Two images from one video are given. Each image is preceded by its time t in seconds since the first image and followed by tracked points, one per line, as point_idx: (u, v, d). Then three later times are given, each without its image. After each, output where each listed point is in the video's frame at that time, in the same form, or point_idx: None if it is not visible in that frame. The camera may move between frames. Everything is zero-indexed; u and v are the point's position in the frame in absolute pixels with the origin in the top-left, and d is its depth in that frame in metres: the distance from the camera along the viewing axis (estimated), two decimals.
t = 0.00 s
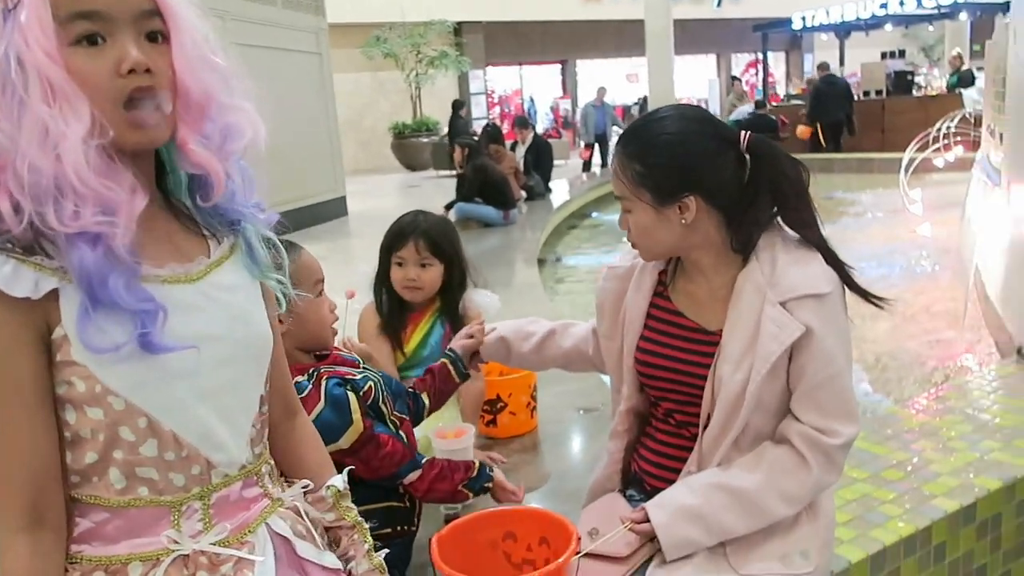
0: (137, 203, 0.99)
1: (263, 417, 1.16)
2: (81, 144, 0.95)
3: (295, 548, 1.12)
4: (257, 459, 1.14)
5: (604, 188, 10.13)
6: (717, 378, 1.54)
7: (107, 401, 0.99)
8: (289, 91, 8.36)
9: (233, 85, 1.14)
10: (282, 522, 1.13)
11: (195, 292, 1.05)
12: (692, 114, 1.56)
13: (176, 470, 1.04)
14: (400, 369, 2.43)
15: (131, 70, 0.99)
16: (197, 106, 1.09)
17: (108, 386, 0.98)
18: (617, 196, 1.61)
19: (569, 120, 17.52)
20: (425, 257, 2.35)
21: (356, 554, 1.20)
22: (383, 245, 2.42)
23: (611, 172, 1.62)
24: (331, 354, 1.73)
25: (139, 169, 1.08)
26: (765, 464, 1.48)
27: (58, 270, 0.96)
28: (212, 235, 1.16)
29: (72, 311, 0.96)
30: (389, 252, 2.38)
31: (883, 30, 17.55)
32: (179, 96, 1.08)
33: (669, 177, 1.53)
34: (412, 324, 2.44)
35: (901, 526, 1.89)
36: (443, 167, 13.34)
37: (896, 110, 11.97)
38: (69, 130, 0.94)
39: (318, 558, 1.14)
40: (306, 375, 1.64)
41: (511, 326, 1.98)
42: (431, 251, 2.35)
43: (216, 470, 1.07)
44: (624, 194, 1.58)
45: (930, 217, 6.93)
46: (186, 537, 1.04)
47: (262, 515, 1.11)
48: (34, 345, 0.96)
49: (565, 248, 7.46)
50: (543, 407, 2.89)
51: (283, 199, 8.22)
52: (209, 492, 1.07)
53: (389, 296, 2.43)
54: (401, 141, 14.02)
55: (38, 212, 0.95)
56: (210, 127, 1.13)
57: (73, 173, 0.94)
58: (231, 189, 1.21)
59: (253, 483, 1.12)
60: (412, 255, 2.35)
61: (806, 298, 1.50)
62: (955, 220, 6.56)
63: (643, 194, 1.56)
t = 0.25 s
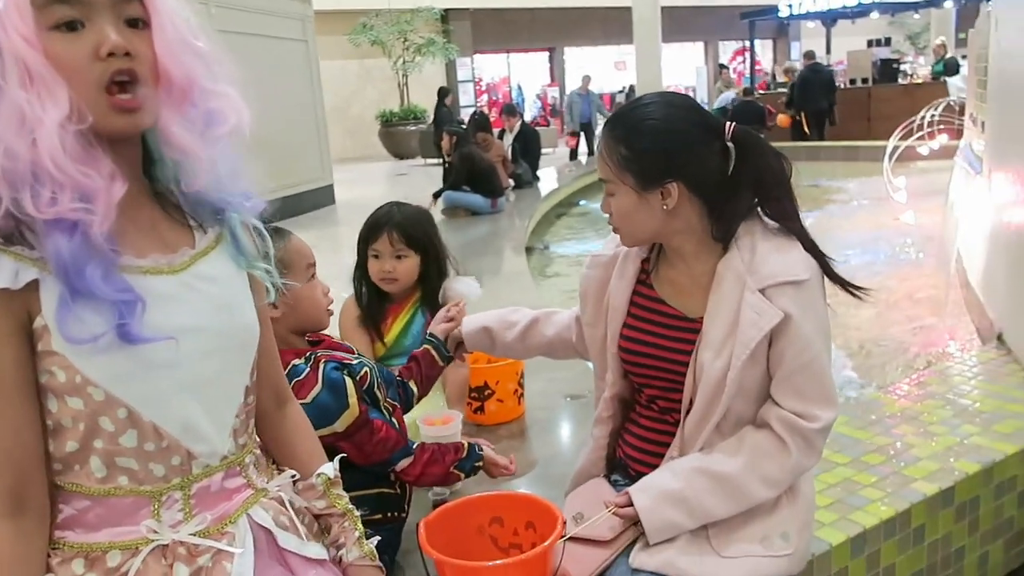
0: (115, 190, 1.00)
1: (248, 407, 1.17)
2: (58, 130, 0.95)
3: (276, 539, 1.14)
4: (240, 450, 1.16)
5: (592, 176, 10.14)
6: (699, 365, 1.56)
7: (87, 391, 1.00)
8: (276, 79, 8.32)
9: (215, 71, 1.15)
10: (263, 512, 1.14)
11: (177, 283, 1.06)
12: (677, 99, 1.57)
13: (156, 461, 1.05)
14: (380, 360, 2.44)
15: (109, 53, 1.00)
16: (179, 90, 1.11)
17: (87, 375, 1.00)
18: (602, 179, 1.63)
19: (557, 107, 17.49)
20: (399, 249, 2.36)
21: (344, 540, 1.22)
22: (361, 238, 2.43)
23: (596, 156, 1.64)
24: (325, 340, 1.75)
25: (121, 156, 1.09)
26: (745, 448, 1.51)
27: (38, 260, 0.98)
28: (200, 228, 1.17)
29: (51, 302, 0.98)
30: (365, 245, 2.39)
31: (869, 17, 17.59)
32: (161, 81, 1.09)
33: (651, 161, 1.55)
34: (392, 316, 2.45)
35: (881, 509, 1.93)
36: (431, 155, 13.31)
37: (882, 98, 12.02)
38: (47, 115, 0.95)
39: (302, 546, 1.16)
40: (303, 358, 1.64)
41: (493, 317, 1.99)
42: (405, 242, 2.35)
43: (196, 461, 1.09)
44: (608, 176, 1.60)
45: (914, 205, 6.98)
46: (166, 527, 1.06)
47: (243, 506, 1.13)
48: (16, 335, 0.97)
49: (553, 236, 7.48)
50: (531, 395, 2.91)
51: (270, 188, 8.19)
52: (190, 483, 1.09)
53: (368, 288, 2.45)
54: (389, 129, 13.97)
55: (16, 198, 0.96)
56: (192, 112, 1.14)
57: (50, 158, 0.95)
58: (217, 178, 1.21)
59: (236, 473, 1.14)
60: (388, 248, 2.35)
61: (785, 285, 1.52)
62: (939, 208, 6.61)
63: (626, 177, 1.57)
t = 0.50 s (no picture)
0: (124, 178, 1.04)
1: (246, 391, 1.21)
2: (70, 119, 0.99)
3: (270, 520, 1.19)
4: (238, 432, 1.20)
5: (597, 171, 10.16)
6: (688, 360, 1.60)
7: (91, 371, 1.04)
8: (283, 68, 8.35)
9: (223, 66, 1.19)
10: (258, 494, 1.19)
11: (181, 272, 1.11)
12: (674, 97, 1.61)
13: (155, 441, 1.10)
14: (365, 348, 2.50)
15: (121, 46, 1.04)
16: (187, 88, 1.14)
17: (92, 356, 1.04)
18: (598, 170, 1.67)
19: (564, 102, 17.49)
20: (371, 241, 2.37)
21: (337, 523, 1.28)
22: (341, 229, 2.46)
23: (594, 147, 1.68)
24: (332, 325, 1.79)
25: (130, 145, 1.13)
26: (732, 443, 1.55)
27: (47, 245, 1.02)
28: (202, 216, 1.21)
29: (60, 285, 1.02)
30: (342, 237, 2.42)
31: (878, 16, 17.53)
32: (170, 73, 1.13)
33: (645, 155, 1.58)
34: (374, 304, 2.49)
35: (868, 505, 1.97)
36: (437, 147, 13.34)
37: (888, 98, 12.01)
38: (60, 105, 0.99)
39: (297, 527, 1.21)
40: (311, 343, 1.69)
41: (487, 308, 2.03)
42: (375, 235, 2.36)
43: (194, 442, 1.13)
44: (603, 167, 1.63)
45: (916, 205, 7.00)
46: (165, 505, 1.11)
47: (240, 486, 1.18)
48: (25, 316, 1.01)
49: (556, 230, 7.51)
50: (529, 387, 2.95)
51: (276, 177, 8.23)
52: (188, 463, 1.13)
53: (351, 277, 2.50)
54: (396, 121, 13.99)
55: (27, 183, 1.00)
56: (200, 105, 1.18)
57: (63, 145, 0.99)
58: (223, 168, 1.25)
59: (232, 456, 1.18)
60: (355, 242, 2.38)
61: (774, 284, 1.56)
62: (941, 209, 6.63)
63: (619, 169, 1.61)
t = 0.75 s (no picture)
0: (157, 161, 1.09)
1: (258, 369, 1.27)
2: (111, 106, 1.04)
3: (277, 492, 1.25)
4: (249, 409, 1.25)
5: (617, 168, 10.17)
6: (690, 358, 1.63)
7: (117, 342, 1.10)
8: (308, 59, 8.43)
9: (248, 61, 1.25)
10: (268, 466, 1.24)
11: (203, 254, 1.16)
12: (686, 96, 1.65)
13: (174, 412, 1.15)
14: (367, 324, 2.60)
15: (157, 40, 1.09)
16: (216, 79, 1.20)
17: (119, 329, 1.09)
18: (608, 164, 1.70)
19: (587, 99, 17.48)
20: (374, 222, 2.46)
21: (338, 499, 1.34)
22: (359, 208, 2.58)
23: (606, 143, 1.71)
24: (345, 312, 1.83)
25: (160, 131, 1.18)
26: (731, 439, 1.58)
27: (81, 223, 1.06)
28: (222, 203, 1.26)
29: (92, 261, 1.07)
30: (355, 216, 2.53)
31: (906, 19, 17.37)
32: (201, 67, 1.18)
33: (655, 150, 1.61)
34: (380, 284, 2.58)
35: (868, 506, 1.99)
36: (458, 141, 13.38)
37: (912, 101, 11.91)
38: (102, 93, 1.04)
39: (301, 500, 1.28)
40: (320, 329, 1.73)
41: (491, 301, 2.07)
42: (377, 216, 2.45)
43: (210, 414, 1.18)
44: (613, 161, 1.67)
45: (935, 211, 6.97)
46: (181, 472, 1.16)
47: (251, 459, 1.23)
48: (57, 288, 1.06)
49: (574, 227, 7.54)
50: (538, 380, 2.99)
51: (298, 168, 8.31)
52: (203, 434, 1.18)
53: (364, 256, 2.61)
54: (419, 114, 14.05)
55: (68, 163, 1.04)
56: (226, 98, 1.23)
57: (103, 129, 1.04)
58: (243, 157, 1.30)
59: (243, 430, 1.24)
60: (363, 218, 2.47)
61: (775, 285, 1.59)
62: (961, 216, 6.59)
63: (630, 163, 1.64)
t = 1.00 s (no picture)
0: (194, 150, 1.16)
1: (285, 336, 1.32)
2: (155, 100, 1.11)
3: (303, 449, 1.30)
4: (274, 371, 1.30)
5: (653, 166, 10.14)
6: (708, 351, 1.66)
7: (160, 305, 1.15)
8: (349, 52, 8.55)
9: (281, 62, 1.30)
10: (295, 425, 1.30)
11: (235, 230, 1.21)
12: (707, 98, 1.67)
13: (209, 370, 1.20)
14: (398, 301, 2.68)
15: (201, 46, 1.16)
16: (251, 85, 1.25)
17: (163, 295, 1.14)
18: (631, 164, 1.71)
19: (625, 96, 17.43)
20: (414, 204, 2.55)
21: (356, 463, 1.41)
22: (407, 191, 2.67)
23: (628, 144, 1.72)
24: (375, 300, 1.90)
25: (199, 123, 1.24)
26: (745, 431, 1.61)
27: (127, 197, 1.12)
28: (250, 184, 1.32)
29: (137, 231, 1.12)
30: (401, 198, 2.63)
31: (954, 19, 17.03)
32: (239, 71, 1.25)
33: (679, 150, 1.64)
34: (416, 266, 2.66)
35: (885, 504, 2.00)
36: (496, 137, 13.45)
37: (956, 103, 11.70)
38: (147, 89, 1.10)
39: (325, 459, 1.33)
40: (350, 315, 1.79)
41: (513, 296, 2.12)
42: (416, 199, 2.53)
43: (242, 375, 1.23)
44: (637, 161, 1.69)
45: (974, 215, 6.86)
46: (217, 426, 1.21)
47: (278, 418, 1.28)
48: (105, 256, 1.11)
49: (607, 224, 7.55)
50: (564, 373, 3.03)
51: (336, 160, 8.43)
52: (236, 392, 1.23)
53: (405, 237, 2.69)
54: (457, 109, 14.12)
55: (116, 149, 1.12)
56: (261, 99, 1.29)
57: (149, 120, 1.11)
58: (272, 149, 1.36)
59: (271, 392, 1.29)
60: (404, 199, 2.57)
61: (792, 280, 1.61)
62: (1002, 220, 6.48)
63: (654, 163, 1.66)
